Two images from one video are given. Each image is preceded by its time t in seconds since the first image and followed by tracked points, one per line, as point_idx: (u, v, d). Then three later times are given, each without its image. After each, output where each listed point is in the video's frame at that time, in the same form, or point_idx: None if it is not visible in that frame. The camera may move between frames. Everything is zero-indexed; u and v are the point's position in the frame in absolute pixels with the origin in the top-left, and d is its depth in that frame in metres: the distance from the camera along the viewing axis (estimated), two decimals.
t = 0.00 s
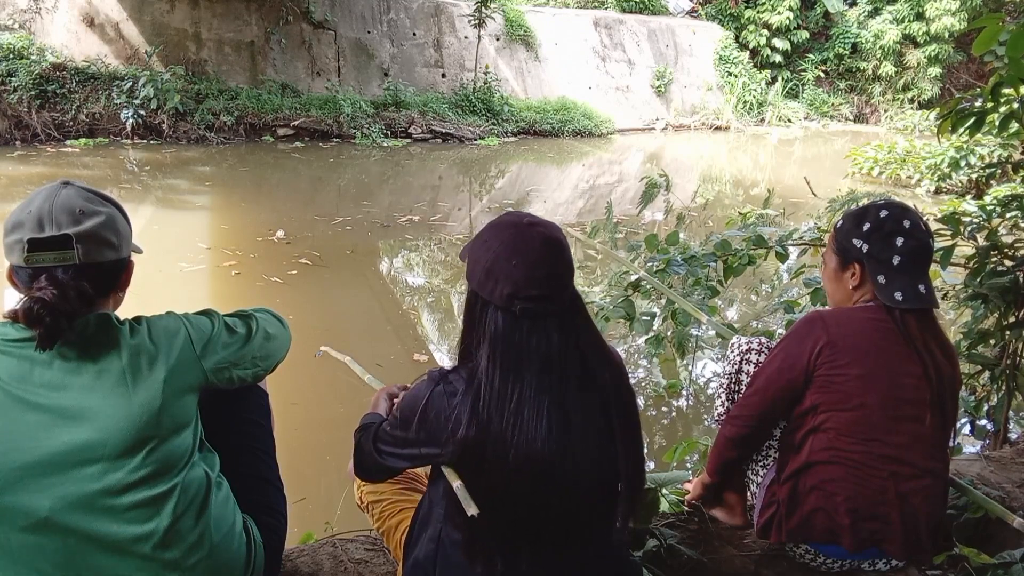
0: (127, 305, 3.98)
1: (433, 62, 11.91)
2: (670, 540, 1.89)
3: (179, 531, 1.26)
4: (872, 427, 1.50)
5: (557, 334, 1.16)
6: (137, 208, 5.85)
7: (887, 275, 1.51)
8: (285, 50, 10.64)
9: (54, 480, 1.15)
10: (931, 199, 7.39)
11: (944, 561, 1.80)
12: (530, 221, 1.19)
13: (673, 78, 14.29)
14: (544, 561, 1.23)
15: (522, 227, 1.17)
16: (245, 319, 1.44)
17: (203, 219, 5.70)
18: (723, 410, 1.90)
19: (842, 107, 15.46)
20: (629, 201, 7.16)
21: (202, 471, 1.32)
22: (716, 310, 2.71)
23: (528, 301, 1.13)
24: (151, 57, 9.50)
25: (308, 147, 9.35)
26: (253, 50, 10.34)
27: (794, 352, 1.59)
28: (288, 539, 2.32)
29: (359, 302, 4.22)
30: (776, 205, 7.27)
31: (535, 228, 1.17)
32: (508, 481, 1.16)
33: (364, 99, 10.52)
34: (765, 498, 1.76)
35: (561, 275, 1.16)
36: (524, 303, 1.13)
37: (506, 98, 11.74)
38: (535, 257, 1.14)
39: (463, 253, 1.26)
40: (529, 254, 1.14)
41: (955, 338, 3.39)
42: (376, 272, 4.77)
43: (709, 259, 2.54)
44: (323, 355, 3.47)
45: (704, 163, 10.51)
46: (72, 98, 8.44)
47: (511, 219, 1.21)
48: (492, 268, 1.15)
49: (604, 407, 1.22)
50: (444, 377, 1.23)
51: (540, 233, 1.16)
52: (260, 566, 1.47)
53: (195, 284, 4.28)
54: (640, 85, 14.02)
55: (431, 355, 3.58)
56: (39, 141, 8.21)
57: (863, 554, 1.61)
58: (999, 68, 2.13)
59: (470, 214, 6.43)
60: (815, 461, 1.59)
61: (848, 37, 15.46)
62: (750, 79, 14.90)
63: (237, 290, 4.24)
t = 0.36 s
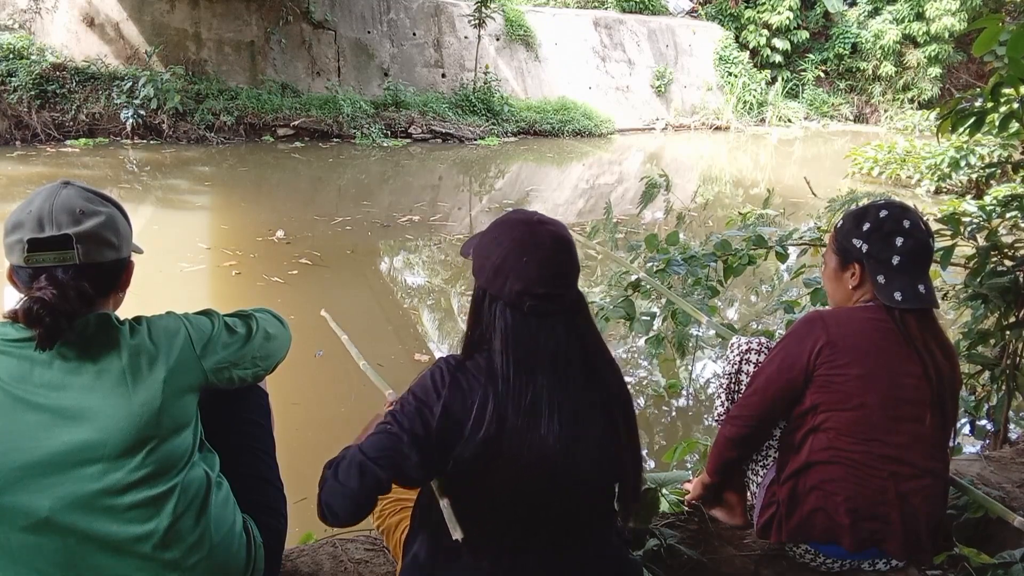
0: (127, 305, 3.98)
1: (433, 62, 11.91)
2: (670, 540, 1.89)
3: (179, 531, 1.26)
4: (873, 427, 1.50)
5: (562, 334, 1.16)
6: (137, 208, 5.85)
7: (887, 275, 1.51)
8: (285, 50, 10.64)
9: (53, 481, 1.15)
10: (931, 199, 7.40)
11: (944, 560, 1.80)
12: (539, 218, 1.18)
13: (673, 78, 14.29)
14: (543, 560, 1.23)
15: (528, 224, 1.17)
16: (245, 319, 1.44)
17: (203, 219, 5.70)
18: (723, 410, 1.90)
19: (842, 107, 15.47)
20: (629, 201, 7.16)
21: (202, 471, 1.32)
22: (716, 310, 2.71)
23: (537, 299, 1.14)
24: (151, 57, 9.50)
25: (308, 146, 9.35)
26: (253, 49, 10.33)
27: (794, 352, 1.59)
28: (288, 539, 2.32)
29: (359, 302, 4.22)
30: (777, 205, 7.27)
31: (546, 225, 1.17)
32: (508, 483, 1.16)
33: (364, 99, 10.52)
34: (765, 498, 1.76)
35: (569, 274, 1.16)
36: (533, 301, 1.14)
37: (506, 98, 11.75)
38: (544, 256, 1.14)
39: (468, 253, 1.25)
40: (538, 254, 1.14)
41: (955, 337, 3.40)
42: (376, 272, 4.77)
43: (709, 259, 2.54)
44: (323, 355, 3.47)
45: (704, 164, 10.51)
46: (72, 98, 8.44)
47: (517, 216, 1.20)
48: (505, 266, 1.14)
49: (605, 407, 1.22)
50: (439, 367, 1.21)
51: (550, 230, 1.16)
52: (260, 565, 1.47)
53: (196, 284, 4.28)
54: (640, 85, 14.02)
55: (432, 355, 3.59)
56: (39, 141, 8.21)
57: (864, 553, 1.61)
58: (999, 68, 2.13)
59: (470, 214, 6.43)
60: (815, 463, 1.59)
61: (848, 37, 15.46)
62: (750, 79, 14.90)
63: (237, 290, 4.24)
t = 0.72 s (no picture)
0: (127, 305, 3.98)
1: (433, 62, 11.91)
2: (670, 539, 1.89)
3: (178, 531, 1.26)
4: (873, 427, 1.50)
5: (568, 333, 1.25)
6: (137, 208, 5.85)
7: (886, 275, 1.52)
8: (285, 50, 10.64)
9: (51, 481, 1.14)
10: (931, 199, 7.40)
11: (944, 561, 1.80)
12: (563, 222, 1.29)
13: (673, 78, 14.29)
14: (541, 558, 1.24)
15: (556, 228, 1.27)
16: (245, 319, 1.44)
17: (203, 219, 5.70)
18: (723, 410, 1.90)
19: (842, 107, 15.47)
20: (629, 201, 7.16)
21: (202, 471, 1.32)
22: (717, 310, 2.71)
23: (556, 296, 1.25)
24: (151, 57, 9.50)
25: (308, 146, 9.35)
26: (253, 49, 10.34)
27: (793, 353, 1.59)
28: (288, 539, 2.32)
29: (359, 302, 4.22)
30: (777, 205, 7.27)
31: (568, 229, 1.28)
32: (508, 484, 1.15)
33: (364, 99, 10.52)
34: (765, 498, 1.76)
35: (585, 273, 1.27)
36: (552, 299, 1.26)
37: (506, 98, 11.75)
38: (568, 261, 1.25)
39: (489, 250, 1.33)
40: (560, 255, 1.25)
41: (955, 337, 3.39)
42: (376, 272, 4.77)
43: (709, 259, 2.54)
44: (323, 355, 3.47)
45: (704, 164, 10.51)
46: (72, 98, 8.44)
47: (537, 218, 1.29)
48: (540, 264, 1.25)
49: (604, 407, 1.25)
50: (466, 369, 1.21)
51: (573, 233, 1.28)
52: (260, 566, 1.48)
53: (196, 284, 4.28)
54: (640, 85, 14.02)
55: (432, 355, 3.59)
56: (40, 141, 8.21)
57: (863, 553, 1.60)
58: (999, 68, 2.13)
59: (470, 214, 6.44)
60: (814, 463, 1.59)
61: (848, 37, 15.46)
62: (750, 79, 14.89)
63: (238, 290, 4.24)
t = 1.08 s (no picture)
0: (127, 305, 3.98)
1: (433, 62, 11.91)
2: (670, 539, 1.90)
3: (179, 532, 1.26)
4: (876, 428, 1.50)
5: (577, 336, 1.27)
6: (137, 208, 5.85)
7: (887, 275, 1.52)
8: (285, 50, 10.64)
9: (53, 482, 1.13)
10: (931, 199, 7.40)
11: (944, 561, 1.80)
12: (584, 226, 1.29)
13: (673, 78, 14.29)
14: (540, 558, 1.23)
15: (582, 235, 1.28)
16: (246, 319, 1.44)
17: (203, 218, 5.70)
18: (723, 410, 1.90)
19: (842, 107, 15.47)
20: (629, 201, 7.16)
21: (202, 472, 1.33)
22: (717, 310, 2.71)
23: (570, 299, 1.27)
24: (151, 57, 9.50)
25: (308, 146, 9.35)
26: (253, 49, 10.34)
27: (793, 353, 1.58)
28: (288, 539, 2.32)
29: (359, 302, 4.22)
30: (777, 205, 7.27)
31: (587, 233, 1.28)
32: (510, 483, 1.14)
33: (364, 99, 10.52)
34: (765, 498, 1.76)
35: (602, 277, 1.27)
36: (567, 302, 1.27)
37: (506, 98, 11.74)
38: (593, 268, 1.26)
39: (515, 239, 1.32)
40: (581, 257, 1.26)
41: (955, 337, 3.39)
42: (376, 272, 4.77)
43: (709, 259, 2.54)
44: (323, 355, 3.47)
45: (704, 163, 10.50)
46: (72, 98, 8.44)
47: (566, 221, 1.29)
48: (564, 266, 1.26)
49: (607, 409, 1.26)
50: (477, 371, 1.22)
51: (592, 238, 1.28)
52: (260, 566, 1.47)
53: (196, 284, 4.28)
54: (640, 85, 14.02)
55: (432, 355, 3.59)
56: (40, 141, 8.21)
57: (863, 553, 1.60)
58: (999, 68, 2.13)
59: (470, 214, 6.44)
60: (815, 463, 1.59)
61: (848, 37, 15.46)
62: (750, 79, 14.89)
63: (238, 290, 4.24)
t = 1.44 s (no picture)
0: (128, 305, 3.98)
1: (433, 62, 11.92)
2: (670, 539, 1.90)
3: (184, 531, 1.27)
4: (876, 427, 1.50)
5: (578, 336, 1.27)
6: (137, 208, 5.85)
7: (898, 277, 1.51)
8: (285, 50, 10.64)
9: (62, 482, 1.13)
10: (931, 199, 7.40)
11: (944, 561, 1.80)
12: (584, 222, 1.30)
13: (673, 78, 14.28)
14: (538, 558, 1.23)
15: (583, 232, 1.28)
16: (252, 319, 1.43)
17: (203, 218, 5.70)
18: (723, 411, 1.90)
19: (842, 107, 15.47)
20: (628, 201, 7.16)
21: (206, 472, 1.33)
22: (717, 310, 2.71)
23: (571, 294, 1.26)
24: (151, 57, 9.49)
25: (308, 146, 9.35)
26: (253, 49, 10.34)
27: (793, 353, 1.58)
28: (289, 539, 2.33)
29: (359, 302, 4.22)
30: (777, 205, 7.26)
31: (587, 229, 1.29)
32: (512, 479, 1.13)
33: (364, 99, 10.52)
34: (765, 498, 1.76)
35: (600, 273, 1.27)
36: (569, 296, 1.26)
37: (506, 98, 11.74)
38: (595, 267, 1.26)
39: (514, 236, 1.34)
40: (580, 252, 1.26)
41: (955, 337, 3.39)
42: (376, 271, 4.77)
43: (709, 259, 2.54)
44: (323, 355, 3.47)
45: (704, 164, 10.50)
46: (72, 98, 8.43)
47: (568, 219, 1.30)
48: (563, 261, 1.27)
49: (607, 407, 1.26)
50: (475, 361, 1.22)
51: (591, 233, 1.28)
52: (261, 566, 1.47)
53: (196, 284, 4.28)
54: (640, 85, 14.02)
55: (432, 355, 3.59)
56: (40, 141, 8.21)
57: (863, 553, 1.60)
58: (999, 68, 2.13)
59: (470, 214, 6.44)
60: (815, 464, 1.59)
61: (848, 37, 15.46)
62: (750, 79, 14.89)
63: (238, 290, 4.24)
